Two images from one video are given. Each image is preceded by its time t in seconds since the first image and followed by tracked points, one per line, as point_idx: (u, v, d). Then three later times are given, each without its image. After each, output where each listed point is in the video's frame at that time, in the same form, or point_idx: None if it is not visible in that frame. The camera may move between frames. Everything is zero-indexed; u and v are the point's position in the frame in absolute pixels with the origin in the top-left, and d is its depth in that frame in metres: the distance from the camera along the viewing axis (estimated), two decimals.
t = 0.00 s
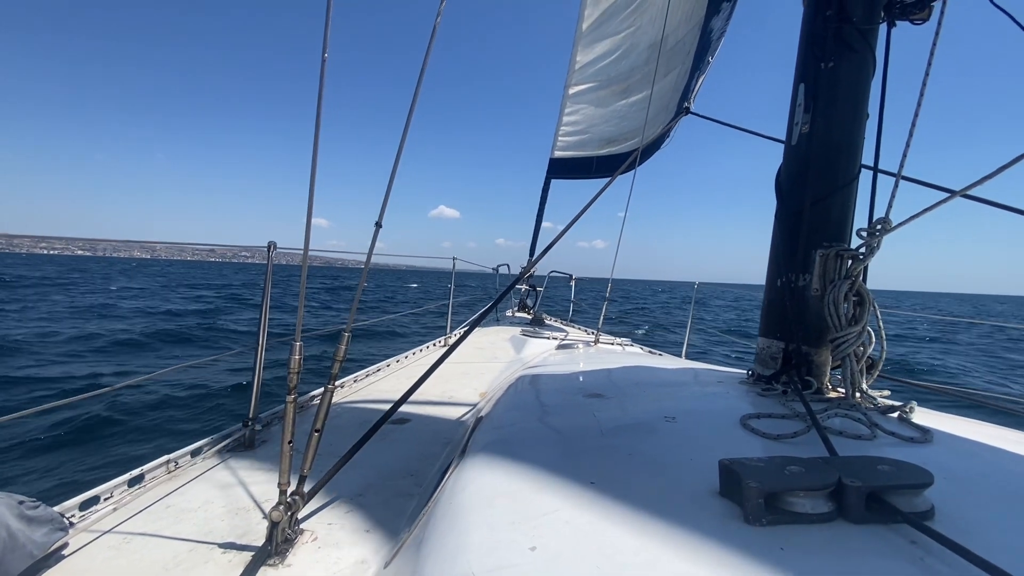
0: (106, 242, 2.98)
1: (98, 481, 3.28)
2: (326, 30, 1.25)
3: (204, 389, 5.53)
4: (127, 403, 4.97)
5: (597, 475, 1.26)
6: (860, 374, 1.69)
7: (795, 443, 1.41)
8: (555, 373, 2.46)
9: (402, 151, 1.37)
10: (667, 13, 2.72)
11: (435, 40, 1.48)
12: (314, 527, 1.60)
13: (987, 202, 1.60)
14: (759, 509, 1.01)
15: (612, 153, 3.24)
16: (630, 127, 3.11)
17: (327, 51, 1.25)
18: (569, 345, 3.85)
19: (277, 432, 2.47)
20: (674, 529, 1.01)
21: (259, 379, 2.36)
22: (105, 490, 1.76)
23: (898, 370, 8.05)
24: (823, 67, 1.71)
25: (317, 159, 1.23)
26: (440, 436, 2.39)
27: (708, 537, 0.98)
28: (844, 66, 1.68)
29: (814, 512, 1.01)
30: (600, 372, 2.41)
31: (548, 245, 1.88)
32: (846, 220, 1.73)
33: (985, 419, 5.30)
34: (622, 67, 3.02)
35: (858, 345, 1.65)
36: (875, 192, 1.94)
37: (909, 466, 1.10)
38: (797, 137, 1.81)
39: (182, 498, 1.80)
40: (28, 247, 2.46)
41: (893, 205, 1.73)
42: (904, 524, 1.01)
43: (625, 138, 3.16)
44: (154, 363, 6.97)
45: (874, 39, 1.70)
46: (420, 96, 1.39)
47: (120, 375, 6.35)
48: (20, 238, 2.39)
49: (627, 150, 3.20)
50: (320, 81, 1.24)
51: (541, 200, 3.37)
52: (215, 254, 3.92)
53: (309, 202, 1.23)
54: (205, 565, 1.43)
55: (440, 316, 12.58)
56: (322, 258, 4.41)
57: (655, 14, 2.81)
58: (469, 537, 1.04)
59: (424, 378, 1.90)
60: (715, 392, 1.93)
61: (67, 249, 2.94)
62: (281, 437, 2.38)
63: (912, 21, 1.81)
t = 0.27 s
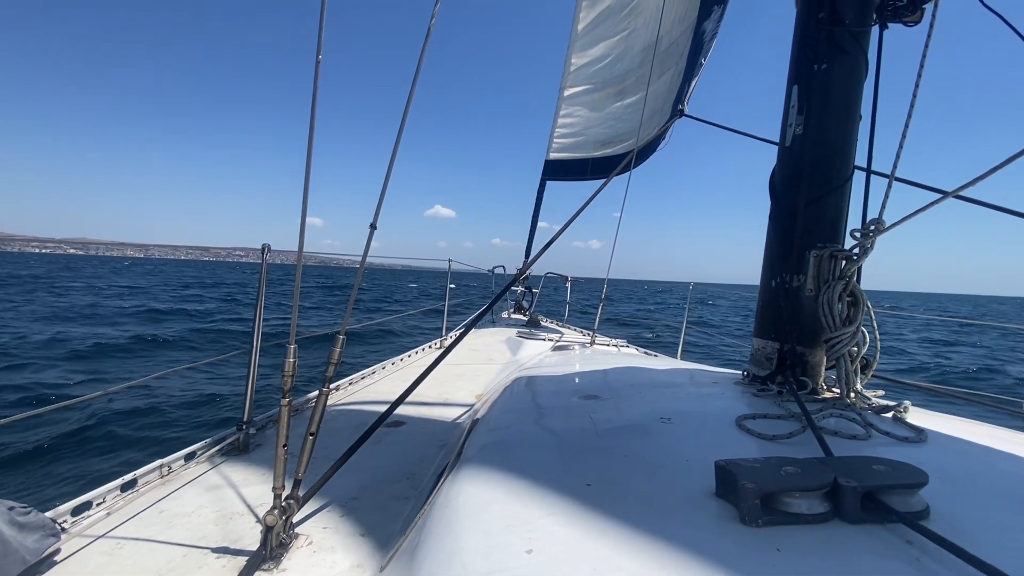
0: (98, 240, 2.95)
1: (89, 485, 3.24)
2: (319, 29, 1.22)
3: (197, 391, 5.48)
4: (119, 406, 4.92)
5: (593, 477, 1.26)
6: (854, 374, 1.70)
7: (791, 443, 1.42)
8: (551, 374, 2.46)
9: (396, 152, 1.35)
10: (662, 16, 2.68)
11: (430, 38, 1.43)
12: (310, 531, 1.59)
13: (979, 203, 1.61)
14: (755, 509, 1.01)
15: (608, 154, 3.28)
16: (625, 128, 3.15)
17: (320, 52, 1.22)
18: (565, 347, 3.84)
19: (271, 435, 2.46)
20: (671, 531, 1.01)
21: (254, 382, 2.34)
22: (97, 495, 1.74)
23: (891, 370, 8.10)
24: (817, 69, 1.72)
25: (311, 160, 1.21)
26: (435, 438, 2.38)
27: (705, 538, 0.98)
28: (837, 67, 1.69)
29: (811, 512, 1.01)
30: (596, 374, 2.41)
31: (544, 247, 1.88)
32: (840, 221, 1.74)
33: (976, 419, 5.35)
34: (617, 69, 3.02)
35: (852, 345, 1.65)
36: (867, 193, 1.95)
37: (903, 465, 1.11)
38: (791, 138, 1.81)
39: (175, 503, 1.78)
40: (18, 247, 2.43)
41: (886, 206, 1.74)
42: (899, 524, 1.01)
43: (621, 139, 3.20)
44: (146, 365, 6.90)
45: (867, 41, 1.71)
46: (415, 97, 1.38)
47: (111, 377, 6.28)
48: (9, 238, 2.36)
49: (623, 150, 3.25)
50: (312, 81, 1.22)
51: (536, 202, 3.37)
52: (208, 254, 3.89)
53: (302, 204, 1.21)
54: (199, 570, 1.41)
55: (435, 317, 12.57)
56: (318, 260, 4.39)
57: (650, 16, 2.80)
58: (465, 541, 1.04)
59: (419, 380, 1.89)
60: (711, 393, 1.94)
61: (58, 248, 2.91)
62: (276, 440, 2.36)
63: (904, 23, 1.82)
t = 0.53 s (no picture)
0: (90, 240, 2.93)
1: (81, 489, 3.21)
2: (312, 29, 1.22)
3: (189, 393, 5.45)
4: (111, 409, 4.88)
5: (588, 477, 1.26)
6: (847, 373, 1.71)
7: (784, 442, 1.42)
8: (546, 374, 2.46)
9: (390, 153, 1.35)
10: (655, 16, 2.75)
11: (423, 39, 1.44)
12: (304, 534, 1.58)
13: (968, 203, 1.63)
14: (749, 508, 1.02)
15: (602, 155, 3.24)
16: (618, 129, 3.13)
17: (311, 53, 1.23)
18: (560, 347, 3.85)
19: (265, 438, 2.44)
20: (666, 531, 1.01)
21: (247, 384, 2.32)
22: (88, 500, 1.72)
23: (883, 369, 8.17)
24: (808, 70, 1.74)
25: (303, 159, 1.20)
26: (430, 439, 2.38)
27: (699, 539, 0.98)
28: (828, 69, 1.70)
29: (804, 511, 1.02)
30: (591, 374, 2.41)
31: (539, 247, 1.88)
32: (832, 221, 1.76)
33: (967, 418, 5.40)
34: (611, 71, 3.03)
35: (844, 344, 1.67)
36: (859, 193, 1.97)
37: (895, 463, 1.12)
38: (783, 139, 1.82)
39: (167, 507, 1.77)
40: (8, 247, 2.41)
41: (877, 206, 1.75)
42: (891, 521, 1.02)
43: (614, 140, 3.17)
44: (137, 368, 6.84)
45: (857, 42, 1.73)
46: (409, 97, 1.38)
47: (102, 380, 6.22)
48: None
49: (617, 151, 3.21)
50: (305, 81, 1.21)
51: (530, 202, 3.37)
52: (202, 254, 3.87)
53: (295, 204, 1.20)
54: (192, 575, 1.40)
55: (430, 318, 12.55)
56: (312, 261, 4.38)
57: (643, 17, 2.84)
58: (460, 542, 1.03)
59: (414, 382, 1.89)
60: (705, 392, 1.94)
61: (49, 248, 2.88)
62: (269, 443, 2.34)
63: (893, 25, 1.84)
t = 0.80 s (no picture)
0: (81, 240, 2.89)
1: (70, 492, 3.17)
2: (304, 28, 1.20)
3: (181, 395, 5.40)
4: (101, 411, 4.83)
5: (583, 477, 1.26)
6: (838, 371, 1.73)
7: (777, 441, 1.43)
8: (540, 374, 2.46)
9: (383, 153, 1.34)
10: (648, 17, 2.74)
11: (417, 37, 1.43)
12: (298, 536, 1.57)
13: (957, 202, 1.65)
14: (743, 506, 1.02)
15: (595, 154, 3.26)
16: (612, 128, 3.15)
17: (304, 51, 1.20)
18: (554, 347, 3.85)
19: (258, 439, 2.43)
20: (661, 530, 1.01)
21: (239, 385, 2.30)
22: (78, 503, 1.70)
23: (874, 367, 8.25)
24: (800, 71, 1.75)
25: (295, 159, 1.18)
26: (424, 440, 2.37)
27: (694, 537, 0.98)
28: (819, 70, 1.72)
29: (797, 509, 1.03)
30: (585, 374, 2.42)
31: (533, 247, 1.88)
32: (823, 221, 1.77)
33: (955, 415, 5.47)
34: (604, 71, 3.04)
35: (835, 343, 1.68)
36: (850, 192, 1.98)
37: (886, 461, 1.13)
38: (776, 139, 1.83)
39: (159, 509, 1.75)
40: None
41: (868, 206, 1.77)
42: (882, 518, 1.03)
43: (608, 139, 3.19)
44: (128, 370, 6.78)
45: (848, 44, 1.74)
46: (402, 97, 1.37)
47: (92, 382, 6.15)
48: None
49: (611, 150, 3.24)
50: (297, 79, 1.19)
51: (524, 201, 3.38)
52: (194, 254, 3.83)
53: (288, 205, 1.18)
54: None
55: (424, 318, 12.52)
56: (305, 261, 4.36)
57: (635, 18, 2.84)
58: (455, 543, 1.03)
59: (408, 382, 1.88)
60: (698, 391, 1.95)
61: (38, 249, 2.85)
62: (262, 444, 2.33)
63: (883, 27, 1.85)
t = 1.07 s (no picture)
0: (73, 241, 2.87)
1: (63, 494, 3.15)
2: (299, 25, 1.20)
3: (175, 396, 5.37)
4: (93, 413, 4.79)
5: (579, 476, 1.26)
6: (833, 370, 1.74)
7: (772, 439, 1.44)
8: (536, 374, 2.46)
9: (379, 152, 1.34)
10: (643, 15, 2.77)
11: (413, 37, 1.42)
12: (293, 535, 1.57)
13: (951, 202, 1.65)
14: (738, 505, 1.03)
15: (590, 153, 3.22)
16: (606, 128, 3.11)
17: (300, 49, 1.19)
18: (550, 346, 3.85)
19: (253, 438, 2.42)
20: (654, 528, 1.02)
21: (234, 384, 2.29)
22: (71, 503, 1.69)
23: (868, 366, 8.31)
24: (795, 71, 1.76)
25: (291, 157, 1.18)
26: (420, 439, 2.37)
27: (689, 536, 0.98)
28: (814, 70, 1.72)
29: (792, 507, 1.03)
30: (581, 373, 2.42)
31: (529, 246, 1.89)
32: (818, 221, 1.78)
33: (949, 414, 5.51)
34: (599, 70, 3.05)
35: (830, 342, 1.69)
36: (845, 192, 1.99)
37: (880, 459, 1.13)
38: (771, 139, 1.84)
39: (153, 509, 1.74)
40: None
41: (862, 206, 1.78)
42: (876, 516, 1.04)
43: (602, 139, 3.15)
44: (120, 372, 6.73)
45: (843, 44, 1.75)
46: (398, 95, 1.37)
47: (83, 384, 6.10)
48: None
49: (606, 150, 3.19)
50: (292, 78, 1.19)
51: (520, 201, 3.37)
52: (188, 254, 3.81)
53: (283, 203, 1.18)
54: None
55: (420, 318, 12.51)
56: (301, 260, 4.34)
57: (630, 17, 2.88)
58: (451, 542, 1.03)
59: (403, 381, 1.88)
60: (694, 390, 1.96)
61: (29, 250, 2.82)
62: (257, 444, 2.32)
63: (878, 28, 1.86)
